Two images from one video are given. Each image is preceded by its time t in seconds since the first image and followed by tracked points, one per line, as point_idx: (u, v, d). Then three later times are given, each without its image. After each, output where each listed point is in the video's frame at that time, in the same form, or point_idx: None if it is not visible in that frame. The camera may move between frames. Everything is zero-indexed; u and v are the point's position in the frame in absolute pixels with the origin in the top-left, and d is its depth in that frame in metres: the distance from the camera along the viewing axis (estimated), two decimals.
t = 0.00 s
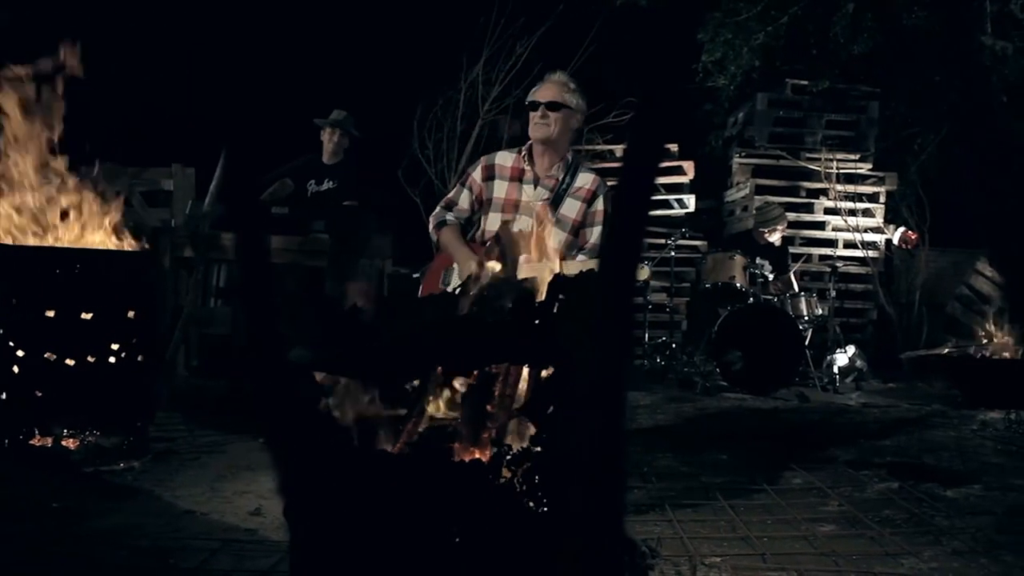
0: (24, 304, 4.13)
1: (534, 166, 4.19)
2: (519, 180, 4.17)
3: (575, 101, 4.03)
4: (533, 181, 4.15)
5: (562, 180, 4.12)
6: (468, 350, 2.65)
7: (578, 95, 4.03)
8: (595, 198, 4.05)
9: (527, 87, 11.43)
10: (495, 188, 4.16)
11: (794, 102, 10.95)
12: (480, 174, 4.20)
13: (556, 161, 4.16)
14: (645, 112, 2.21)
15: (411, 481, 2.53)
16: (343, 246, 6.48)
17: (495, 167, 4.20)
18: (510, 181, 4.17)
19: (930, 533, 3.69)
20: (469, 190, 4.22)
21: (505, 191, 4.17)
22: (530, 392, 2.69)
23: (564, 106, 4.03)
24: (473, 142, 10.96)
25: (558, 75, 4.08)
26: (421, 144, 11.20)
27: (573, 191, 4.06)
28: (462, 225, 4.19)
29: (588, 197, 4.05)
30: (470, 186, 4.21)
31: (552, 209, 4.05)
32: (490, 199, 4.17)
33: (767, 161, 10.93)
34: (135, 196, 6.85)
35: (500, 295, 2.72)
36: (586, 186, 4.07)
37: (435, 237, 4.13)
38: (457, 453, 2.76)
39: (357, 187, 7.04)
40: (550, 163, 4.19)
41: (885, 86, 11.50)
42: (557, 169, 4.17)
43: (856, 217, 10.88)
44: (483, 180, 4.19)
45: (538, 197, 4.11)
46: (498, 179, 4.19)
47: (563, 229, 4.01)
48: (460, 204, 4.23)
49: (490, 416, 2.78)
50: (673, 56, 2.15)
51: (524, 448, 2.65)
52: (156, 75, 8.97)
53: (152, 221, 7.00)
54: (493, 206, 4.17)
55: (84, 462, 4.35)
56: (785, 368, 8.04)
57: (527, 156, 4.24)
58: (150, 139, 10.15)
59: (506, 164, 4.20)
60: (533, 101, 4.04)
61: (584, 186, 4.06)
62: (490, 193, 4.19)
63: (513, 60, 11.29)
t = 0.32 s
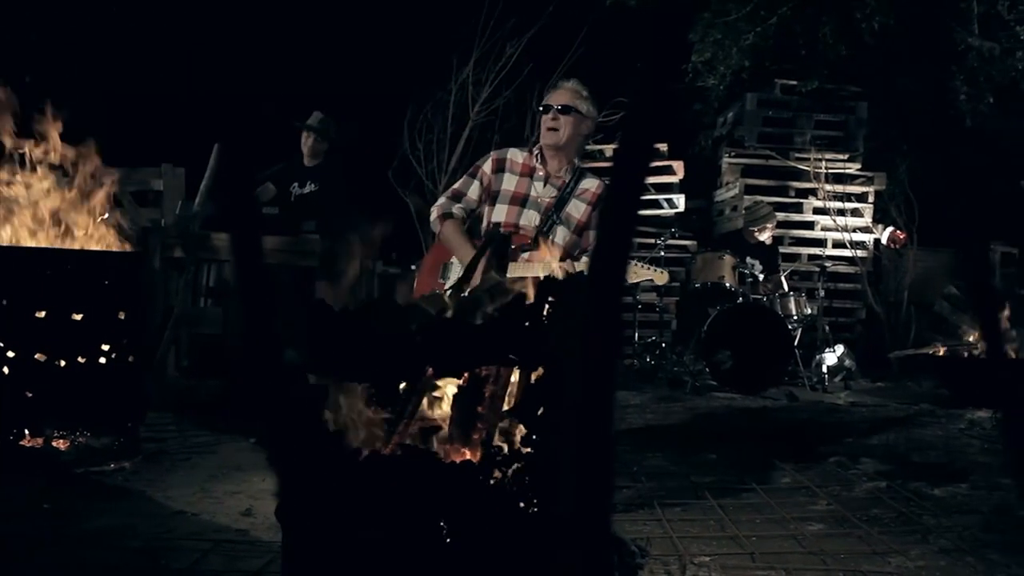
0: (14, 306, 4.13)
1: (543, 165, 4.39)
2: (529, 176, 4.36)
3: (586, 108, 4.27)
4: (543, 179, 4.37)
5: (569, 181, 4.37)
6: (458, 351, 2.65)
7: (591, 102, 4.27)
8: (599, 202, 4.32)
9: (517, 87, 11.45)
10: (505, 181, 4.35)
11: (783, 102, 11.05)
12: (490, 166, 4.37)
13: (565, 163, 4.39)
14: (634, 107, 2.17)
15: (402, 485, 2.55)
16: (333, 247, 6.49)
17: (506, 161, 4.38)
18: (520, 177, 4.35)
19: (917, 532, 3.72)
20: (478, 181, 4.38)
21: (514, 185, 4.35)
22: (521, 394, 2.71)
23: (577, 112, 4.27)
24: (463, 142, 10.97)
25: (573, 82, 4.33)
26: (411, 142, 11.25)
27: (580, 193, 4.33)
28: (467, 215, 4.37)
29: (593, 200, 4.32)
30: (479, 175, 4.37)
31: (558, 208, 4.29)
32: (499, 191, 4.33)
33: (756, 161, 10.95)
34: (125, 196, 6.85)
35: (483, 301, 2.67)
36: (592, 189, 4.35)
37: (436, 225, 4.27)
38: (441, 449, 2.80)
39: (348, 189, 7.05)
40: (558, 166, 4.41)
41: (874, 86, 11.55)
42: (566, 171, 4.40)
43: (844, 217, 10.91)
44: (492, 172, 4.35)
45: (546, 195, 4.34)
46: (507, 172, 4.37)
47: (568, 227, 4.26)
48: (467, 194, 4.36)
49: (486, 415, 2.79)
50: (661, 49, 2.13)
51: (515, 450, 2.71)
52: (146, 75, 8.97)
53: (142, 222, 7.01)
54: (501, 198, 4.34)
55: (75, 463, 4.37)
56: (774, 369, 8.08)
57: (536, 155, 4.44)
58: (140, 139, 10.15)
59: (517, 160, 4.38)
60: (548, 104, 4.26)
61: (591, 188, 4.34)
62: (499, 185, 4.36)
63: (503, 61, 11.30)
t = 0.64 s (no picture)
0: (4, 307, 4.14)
1: (537, 166, 4.43)
2: (522, 177, 4.40)
3: (579, 114, 4.25)
4: (538, 180, 4.41)
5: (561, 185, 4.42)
6: (449, 353, 2.62)
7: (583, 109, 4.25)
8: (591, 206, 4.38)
9: (508, 88, 11.45)
10: (499, 181, 4.38)
11: (774, 102, 11.06)
12: (484, 165, 4.37)
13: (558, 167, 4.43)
14: (624, 112, 2.31)
15: (399, 489, 2.54)
16: (324, 247, 6.49)
17: (499, 161, 4.39)
18: (514, 177, 4.40)
19: (906, 531, 3.74)
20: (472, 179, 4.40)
21: (508, 184, 4.39)
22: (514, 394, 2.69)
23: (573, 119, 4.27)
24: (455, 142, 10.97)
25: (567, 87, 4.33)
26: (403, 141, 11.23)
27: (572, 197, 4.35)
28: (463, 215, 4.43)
29: (585, 204, 4.38)
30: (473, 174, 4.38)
31: (553, 210, 4.34)
32: (493, 191, 4.37)
33: (747, 161, 10.96)
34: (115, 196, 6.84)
35: (477, 297, 2.68)
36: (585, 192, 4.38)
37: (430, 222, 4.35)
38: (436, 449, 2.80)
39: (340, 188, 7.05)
40: (551, 169, 4.46)
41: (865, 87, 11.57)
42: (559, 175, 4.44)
43: (835, 217, 10.92)
44: (486, 172, 4.37)
45: (541, 197, 4.37)
46: (501, 172, 4.39)
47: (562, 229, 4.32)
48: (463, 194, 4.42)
49: (478, 412, 2.80)
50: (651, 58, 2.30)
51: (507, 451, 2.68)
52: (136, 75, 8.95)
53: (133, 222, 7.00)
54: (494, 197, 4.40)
55: (66, 465, 4.41)
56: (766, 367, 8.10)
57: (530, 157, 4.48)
58: (130, 139, 10.14)
59: (511, 160, 4.41)
60: (545, 110, 4.25)
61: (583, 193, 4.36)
62: (493, 184, 4.39)
63: (495, 60, 11.31)
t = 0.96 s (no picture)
0: None
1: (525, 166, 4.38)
2: (510, 180, 4.31)
3: (572, 118, 4.25)
4: (525, 181, 4.35)
5: (550, 185, 4.39)
6: (440, 358, 2.60)
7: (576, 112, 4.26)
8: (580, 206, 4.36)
9: (498, 89, 11.46)
10: (487, 184, 4.30)
11: (764, 102, 11.12)
12: (472, 169, 4.29)
13: (546, 168, 4.41)
14: (620, 110, 2.19)
15: (388, 490, 2.55)
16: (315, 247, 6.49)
17: (487, 164, 4.32)
18: (501, 180, 4.31)
19: (894, 531, 3.77)
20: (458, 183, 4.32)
21: (495, 186, 4.31)
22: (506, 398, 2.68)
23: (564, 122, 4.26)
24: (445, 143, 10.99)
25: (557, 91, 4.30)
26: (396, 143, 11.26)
27: (560, 197, 4.35)
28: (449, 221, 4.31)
29: (574, 203, 4.36)
30: (460, 178, 4.30)
31: (540, 210, 4.34)
32: (481, 194, 4.30)
33: (736, 161, 10.99)
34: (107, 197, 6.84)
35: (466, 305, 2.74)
36: (572, 192, 4.38)
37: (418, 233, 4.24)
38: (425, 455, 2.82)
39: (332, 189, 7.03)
40: (538, 168, 4.42)
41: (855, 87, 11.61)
42: (547, 177, 4.43)
43: (824, 216, 10.93)
44: (474, 175, 4.29)
45: (529, 197, 4.35)
46: (488, 175, 4.31)
47: (551, 229, 4.32)
48: (447, 197, 4.34)
49: (468, 418, 2.82)
50: (649, 53, 2.18)
51: (498, 455, 2.69)
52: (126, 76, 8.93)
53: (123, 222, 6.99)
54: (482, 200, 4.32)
55: (56, 466, 4.38)
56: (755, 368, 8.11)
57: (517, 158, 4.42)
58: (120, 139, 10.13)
59: (498, 163, 4.33)
60: (541, 114, 4.21)
61: (571, 193, 4.37)
62: (480, 187, 4.30)
63: (486, 61, 11.31)
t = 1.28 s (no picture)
0: None
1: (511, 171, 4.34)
2: (495, 183, 4.33)
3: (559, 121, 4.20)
4: (509, 183, 4.30)
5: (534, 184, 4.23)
6: (434, 363, 2.57)
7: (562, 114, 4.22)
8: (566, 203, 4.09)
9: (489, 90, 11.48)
10: (472, 189, 4.34)
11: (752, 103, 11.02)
12: (456, 177, 4.37)
13: (531, 170, 4.30)
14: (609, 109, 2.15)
15: (377, 492, 2.56)
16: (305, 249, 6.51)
17: (473, 171, 4.36)
18: (486, 185, 4.35)
19: (882, 531, 3.79)
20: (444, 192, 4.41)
21: (481, 191, 4.35)
22: (494, 403, 2.69)
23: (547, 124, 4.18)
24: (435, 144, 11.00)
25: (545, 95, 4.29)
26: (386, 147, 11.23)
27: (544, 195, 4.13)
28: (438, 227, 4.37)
29: (560, 200, 4.09)
30: (447, 188, 4.39)
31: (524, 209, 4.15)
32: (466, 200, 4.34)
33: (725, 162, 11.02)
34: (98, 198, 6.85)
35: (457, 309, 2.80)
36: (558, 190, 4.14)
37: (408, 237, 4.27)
38: (411, 454, 2.85)
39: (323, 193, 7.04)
40: (524, 171, 4.31)
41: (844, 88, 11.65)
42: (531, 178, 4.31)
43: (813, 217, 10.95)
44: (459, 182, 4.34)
45: (513, 197, 4.27)
46: (474, 180, 4.36)
47: (534, 227, 4.06)
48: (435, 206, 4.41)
49: (459, 426, 2.83)
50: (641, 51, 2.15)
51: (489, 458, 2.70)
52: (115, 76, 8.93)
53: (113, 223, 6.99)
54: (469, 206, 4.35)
55: (47, 469, 4.38)
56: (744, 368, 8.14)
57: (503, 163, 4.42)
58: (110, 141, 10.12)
59: (483, 168, 4.36)
60: (523, 117, 4.17)
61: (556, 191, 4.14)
62: (466, 193, 4.35)
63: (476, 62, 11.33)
